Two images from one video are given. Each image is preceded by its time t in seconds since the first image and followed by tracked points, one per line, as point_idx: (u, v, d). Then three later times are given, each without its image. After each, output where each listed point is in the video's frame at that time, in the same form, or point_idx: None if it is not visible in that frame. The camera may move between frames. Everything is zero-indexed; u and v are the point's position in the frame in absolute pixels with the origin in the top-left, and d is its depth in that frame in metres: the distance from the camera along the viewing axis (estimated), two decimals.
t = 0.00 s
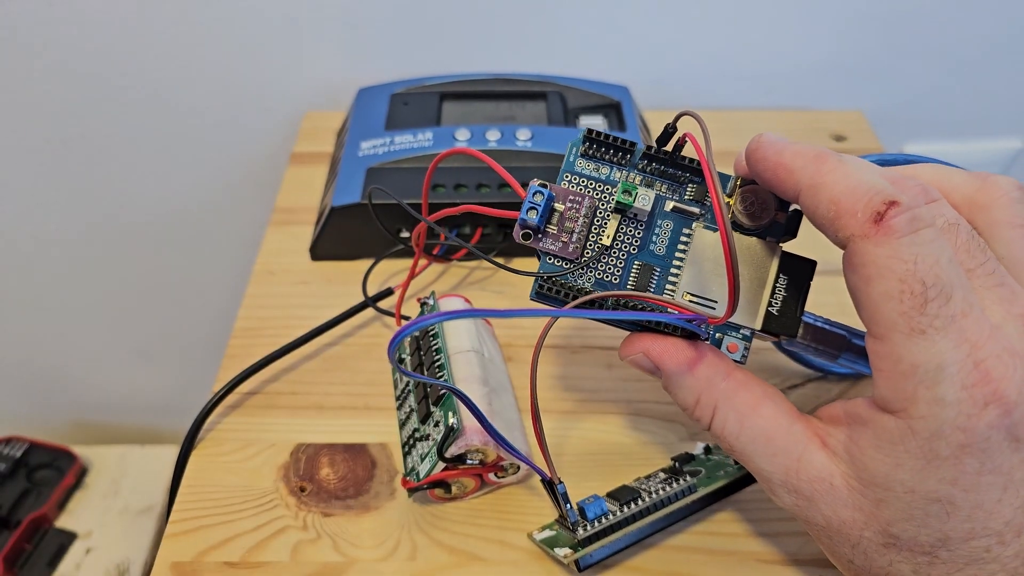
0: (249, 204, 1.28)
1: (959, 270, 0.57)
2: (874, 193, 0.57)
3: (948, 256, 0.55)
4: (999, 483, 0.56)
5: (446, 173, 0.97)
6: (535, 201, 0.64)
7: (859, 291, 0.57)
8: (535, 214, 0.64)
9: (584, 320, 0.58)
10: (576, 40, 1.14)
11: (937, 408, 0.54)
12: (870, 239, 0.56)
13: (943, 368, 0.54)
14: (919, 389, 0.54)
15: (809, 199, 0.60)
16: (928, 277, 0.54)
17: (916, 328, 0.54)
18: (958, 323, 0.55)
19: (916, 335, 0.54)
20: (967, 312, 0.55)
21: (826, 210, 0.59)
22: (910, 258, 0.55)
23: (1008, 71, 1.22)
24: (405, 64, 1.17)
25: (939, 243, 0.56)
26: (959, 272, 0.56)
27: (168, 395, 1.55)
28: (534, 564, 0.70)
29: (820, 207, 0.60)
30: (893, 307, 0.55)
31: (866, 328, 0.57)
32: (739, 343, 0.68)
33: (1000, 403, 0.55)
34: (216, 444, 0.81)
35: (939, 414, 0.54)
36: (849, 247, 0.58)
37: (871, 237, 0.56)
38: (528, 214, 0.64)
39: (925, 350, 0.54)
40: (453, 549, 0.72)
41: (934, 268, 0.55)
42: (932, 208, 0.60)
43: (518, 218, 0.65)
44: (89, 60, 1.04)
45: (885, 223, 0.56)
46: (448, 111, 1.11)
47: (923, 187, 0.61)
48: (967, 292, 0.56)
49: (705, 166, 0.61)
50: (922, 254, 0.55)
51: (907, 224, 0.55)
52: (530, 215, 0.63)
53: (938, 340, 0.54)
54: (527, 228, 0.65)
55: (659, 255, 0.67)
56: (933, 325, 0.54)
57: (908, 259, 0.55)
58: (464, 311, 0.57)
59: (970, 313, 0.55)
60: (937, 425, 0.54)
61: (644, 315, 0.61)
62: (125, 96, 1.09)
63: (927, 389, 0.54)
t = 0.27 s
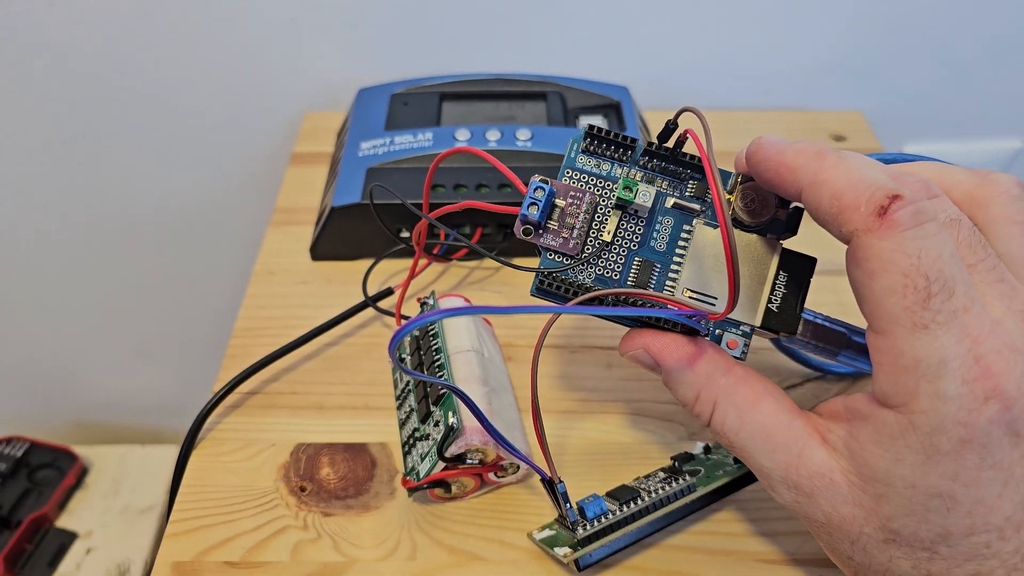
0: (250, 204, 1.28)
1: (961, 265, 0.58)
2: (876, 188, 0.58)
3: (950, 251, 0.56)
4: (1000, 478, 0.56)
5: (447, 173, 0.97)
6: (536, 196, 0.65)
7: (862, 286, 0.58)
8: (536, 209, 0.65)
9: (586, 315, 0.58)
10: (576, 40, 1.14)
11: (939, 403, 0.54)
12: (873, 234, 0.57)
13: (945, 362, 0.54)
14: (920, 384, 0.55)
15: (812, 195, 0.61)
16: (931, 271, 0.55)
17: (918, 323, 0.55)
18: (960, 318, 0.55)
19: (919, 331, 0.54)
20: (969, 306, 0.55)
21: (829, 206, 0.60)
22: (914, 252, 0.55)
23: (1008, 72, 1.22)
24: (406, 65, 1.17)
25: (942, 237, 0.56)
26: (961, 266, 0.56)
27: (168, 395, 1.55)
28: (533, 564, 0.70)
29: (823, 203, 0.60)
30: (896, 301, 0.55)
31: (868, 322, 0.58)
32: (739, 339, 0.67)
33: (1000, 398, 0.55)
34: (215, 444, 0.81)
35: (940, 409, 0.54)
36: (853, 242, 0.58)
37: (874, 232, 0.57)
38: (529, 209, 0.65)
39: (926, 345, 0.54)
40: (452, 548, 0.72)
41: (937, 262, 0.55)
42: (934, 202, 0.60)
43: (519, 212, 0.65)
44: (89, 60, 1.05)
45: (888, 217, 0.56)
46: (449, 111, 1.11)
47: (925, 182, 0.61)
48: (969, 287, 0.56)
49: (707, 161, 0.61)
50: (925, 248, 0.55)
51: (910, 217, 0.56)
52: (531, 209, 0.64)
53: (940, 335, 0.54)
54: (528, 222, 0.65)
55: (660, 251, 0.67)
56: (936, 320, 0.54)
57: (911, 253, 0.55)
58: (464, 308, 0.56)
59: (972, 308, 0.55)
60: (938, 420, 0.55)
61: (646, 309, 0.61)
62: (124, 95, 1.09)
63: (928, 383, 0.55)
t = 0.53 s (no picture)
0: (250, 204, 1.28)
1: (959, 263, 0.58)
2: (874, 187, 0.58)
3: (948, 249, 0.56)
4: (997, 474, 0.56)
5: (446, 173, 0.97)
6: (536, 197, 0.65)
7: (861, 284, 0.58)
8: (537, 210, 0.64)
9: (584, 313, 0.59)
10: (575, 40, 1.15)
11: (936, 399, 0.54)
12: (871, 232, 0.57)
13: (942, 359, 0.54)
14: (918, 380, 0.55)
15: (810, 195, 0.61)
16: (929, 269, 0.55)
17: (915, 319, 0.55)
18: (957, 315, 0.55)
19: (916, 327, 0.54)
20: (966, 303, 0.55)
21: (827, 205, 0.60)
22: (911, 250, 0.55)
23: (1006, 71, 1.22)
24: (405, 65, 1.17)
25: (940, 235, 0.56)
26: (959, 264, 0.57)
27: (168, 396, 1.55)
28: (533, 564, 0.70)
29: (821, 202, 0.60)
30: (895, 299, 0.55)
31: (866, 320, 0.58)
32: (739, 339, 0.67)
33: (997, 394, 0.55)
34: (215, 444, 0.81)
35: (937, 405, 0.54)
36: (851, 241, 0.59)
37: (872, 230, 0.57)
38: (530, 209, 0.65)
39: (923, 341, 0.54)
40: (452, 548, 0.72)
41: (935, 259, 0.55)
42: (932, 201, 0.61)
43: (520, 213, 0.65)
44: (88, 61, 1.05)
45: (885, 215, 0.56)
46: (448, 111, 1.11)
47: (922, 181, 0.62)
48: (967, 285, 0.56)
49: (708, 161, 0.61)
50: (922, 246, 0.55)
51: (907, 215, 0.56)
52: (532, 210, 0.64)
53: (936, 331, 0.54)
54: (529, 223, 0.65)
55: (660, 251, 0.68)
56: (932, 316, 0.54)
57: (909, 251, 0.55)
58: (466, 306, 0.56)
59: (969, 305, 0.55)
60: (935, 416, 0.55)
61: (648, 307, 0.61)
62: (123, 96, 1.09)
63: (926, 380, 0.55)
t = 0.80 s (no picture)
0: (250, 204, 1.28)
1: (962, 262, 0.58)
2: (877, 186, 0.58)
3: (951, 247, 0.56)
4: (1001, 472, 0.56)
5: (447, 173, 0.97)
6: (540, 197, 0.65)
7: (864, 283, 0.58)
8: (541, 210, 0.64)
9: (588, 312, 0.59)
10: (575, 40, 1.15)
11: (939, 397, 0.54)
12: (875, 230, 0.57)
13: (946, 357, 0.54)
14: (921, 378, 0.55)
15: (813, 195, 0.61)
16: (932, 267, 0.55)
17: (918, 317, 0.55)
18: (960, 313, 0.55)
19: (920, 325, 0.55)
20: (969, 302, 0.56)
21: (830, 205, 0.60)
22: (915, 248, 0.55)
23: (1005, 71, 1.22)
24: (406, 65, 1.17)
25: (943, 233, 0.56)
26: (963, 263, 0.57)
27: (168, 396, 1.55)
28: (536, 563, 0.70)
29: (824, 202, 0.60)
30: (898, 297, 0.55)
31: (870, 319, 0.58)
32: (742, 339, 0.67)
33: (1000, 392, 0.55)
34: (216, 444, 0.81)
35: (940, 403, 0.55)
36: (854, 240, 0.59)
37: (876, 228, 0.57)
38: (533, 210, 0.65)
39: (927, 339, 0.54)
40: (454, 548, 0.72)
41: (938, 257, 0.55)
42: (935, 200, 0.61)
43: (524, 213, 0.65)
44: (88, 60, 1.04)
45: (889, 214, 0.56)
46: (449, 111, 1.11)
47: (925, 181, 0.62)
48: (970, 283, 0.56)
49: (712, 161, 0.61)
50: (926, 244, 0.55)
51: (911, 214, 0.56)
52: (536, 210, 0.64)
53: (939, 330, 0.54)
54: (533, 223, 0.65)
55: (663, 252, 0.68)
56: (936, 315, 0.55)
57: (912, 249, 0.55)
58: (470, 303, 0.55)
59: (972, 303, 0.56)
60: (938, 414, 0.55)
61: (651, 306, 0.61)
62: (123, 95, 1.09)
63: (929, 378, 0.55)
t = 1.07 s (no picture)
0: (250, 205, 1.28)
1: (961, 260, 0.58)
2: (877, 184, 0.58)
3: (950, 245, 0.56)
4: (999, 469, 0.56)
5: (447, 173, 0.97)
6: (540, 195, 0.65)
7: (864, 280, 0.58)
8: (541, 208, 0.65)
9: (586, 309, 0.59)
10: (575, 41, 1.15)
11: (937, 394, 0.54)
12: (874, 228, 0.57)
13: (944, 354, 0.54)
14: (920, 376, 0.55)
15: (813, 194, 0.61)
16: (931, 265, 0.55)
17: (917, 315, 0.55)
18: (959, 311, 0.55)
19: (918, 323, 0.55)
20: (968, 299, 0.56)
21: (829, 203, 0.60)
22: (914, 245, 0.55)
23: (1005, 70, 1.22)
24: (406, 65, 1.17)
25: (942, 230, 0.56)
26: (961, 260, 0.57)
27: (168, 396, 1.55)
28: (535, 562, 0.70)
29: (823, 200, 0.60)
30: (898, 294, 0.55)
31: (869, 316, 0.58)
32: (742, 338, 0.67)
33: (999, 389, 0.55)
34: (216, 444, 0.81)
35: (939, 401, 0.55)
36: (854, 238, 0.59)
37: (875, 226, 0.57)
38: (534, 207, 0.65)
39: (925, 336, 0.54)
40: (453, 548, 0.72)
41: (937, 255, 0.55)
42: (933, 198, 0.61)
43: (524, 211, 0.65)
44: (88, 61, 1.04)
45: (888, 211, 0.57)
46: (448, 111, 1.11)
47: (924, 179, 0.62)
48: (969, 280, 0.56)
49: (712, 159, 0.61)
50: (925, 241, 0.56)
51: (910, 211, 0.56)
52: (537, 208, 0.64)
53: (938, 327, 0.54)
54: (533, 221, 0.65)
55: (662, 250, 0.68)
56: (935, 312, 0.55)
57: (911, 246, 0.55)
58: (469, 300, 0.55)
59: (971, 301, 0.56)
60: (937, 411, 0.55)
61: (651, 303, 0.61)
62: (122, 95, 1.09)
63: (928, 375, 0.55)
